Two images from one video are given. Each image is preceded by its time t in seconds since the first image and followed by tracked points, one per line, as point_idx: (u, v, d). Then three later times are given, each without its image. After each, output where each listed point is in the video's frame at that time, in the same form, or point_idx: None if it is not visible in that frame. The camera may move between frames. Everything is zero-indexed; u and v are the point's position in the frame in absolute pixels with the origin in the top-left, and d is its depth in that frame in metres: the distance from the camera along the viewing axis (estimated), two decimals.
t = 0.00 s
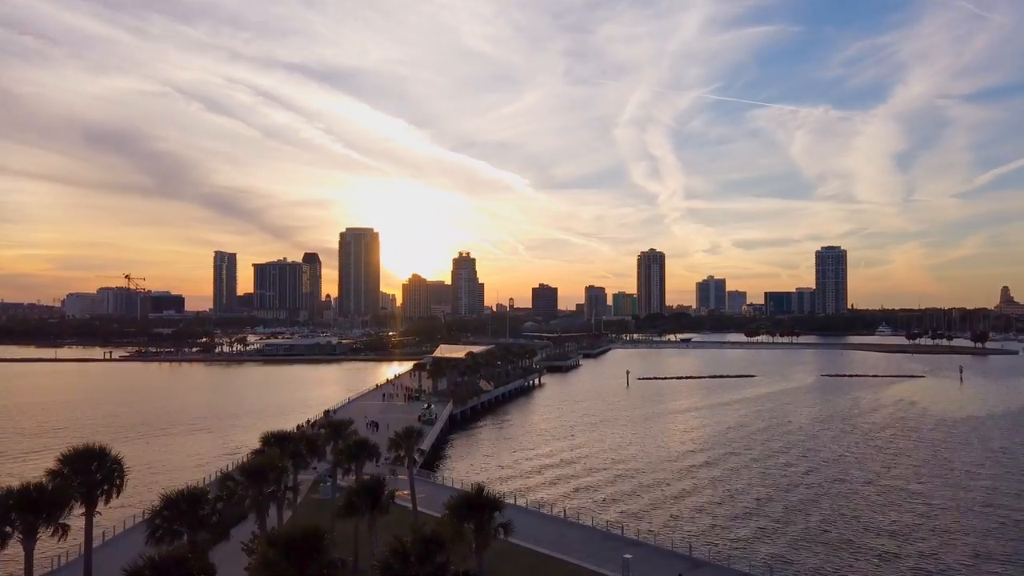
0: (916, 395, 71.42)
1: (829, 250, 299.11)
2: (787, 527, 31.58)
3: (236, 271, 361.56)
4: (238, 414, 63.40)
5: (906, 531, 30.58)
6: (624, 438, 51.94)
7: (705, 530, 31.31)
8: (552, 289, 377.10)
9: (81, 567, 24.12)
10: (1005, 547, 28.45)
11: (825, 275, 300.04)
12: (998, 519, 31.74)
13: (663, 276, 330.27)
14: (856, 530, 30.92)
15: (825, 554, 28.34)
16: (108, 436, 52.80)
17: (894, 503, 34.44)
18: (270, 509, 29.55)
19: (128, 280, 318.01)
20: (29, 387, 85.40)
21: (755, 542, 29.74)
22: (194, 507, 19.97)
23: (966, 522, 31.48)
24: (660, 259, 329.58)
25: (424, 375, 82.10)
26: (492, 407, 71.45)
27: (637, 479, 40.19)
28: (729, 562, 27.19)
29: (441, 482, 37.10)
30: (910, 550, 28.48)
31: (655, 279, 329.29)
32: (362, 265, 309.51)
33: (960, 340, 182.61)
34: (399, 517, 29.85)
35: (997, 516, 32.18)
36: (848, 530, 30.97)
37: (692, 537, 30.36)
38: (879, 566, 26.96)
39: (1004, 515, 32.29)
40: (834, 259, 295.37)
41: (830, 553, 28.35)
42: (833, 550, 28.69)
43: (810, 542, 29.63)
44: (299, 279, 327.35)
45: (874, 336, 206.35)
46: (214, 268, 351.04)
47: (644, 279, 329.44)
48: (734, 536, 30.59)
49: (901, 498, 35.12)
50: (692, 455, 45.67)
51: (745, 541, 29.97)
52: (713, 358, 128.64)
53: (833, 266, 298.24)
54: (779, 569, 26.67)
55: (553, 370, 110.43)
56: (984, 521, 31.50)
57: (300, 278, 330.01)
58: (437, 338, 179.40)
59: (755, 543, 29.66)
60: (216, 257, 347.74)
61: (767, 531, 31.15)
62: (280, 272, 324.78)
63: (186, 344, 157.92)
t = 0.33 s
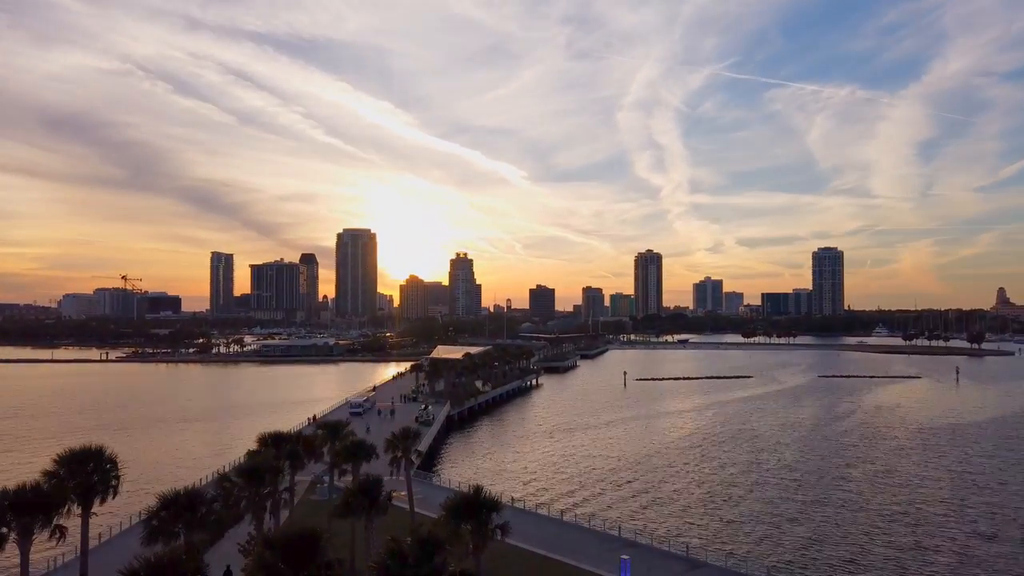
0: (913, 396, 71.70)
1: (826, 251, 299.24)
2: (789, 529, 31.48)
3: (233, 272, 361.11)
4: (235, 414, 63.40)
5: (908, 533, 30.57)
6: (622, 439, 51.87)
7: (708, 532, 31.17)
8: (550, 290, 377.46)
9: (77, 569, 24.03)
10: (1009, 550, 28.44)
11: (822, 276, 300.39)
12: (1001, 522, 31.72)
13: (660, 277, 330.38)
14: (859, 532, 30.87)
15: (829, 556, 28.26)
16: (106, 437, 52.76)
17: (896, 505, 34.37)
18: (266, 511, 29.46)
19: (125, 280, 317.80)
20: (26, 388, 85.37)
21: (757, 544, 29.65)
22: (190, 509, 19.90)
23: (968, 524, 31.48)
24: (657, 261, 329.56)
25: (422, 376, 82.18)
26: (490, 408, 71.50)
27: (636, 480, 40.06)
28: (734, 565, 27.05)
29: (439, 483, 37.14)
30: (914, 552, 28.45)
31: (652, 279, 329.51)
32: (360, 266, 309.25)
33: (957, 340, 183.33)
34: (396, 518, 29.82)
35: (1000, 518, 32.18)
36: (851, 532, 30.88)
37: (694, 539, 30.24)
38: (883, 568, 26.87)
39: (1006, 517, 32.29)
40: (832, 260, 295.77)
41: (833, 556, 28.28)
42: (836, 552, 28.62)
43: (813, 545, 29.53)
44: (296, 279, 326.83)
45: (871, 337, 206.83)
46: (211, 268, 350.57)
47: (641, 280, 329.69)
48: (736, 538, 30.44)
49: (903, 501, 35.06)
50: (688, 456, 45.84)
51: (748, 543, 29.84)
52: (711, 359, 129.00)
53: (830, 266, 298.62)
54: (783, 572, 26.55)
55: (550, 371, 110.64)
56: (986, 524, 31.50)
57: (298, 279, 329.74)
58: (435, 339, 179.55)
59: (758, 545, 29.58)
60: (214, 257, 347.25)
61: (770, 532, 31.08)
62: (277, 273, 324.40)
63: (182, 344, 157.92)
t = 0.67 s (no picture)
0: (910, 398, 71.67)
1: (823, 253, 299.41)
2: (790, 529, 31.59)
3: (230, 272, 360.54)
4: (231, 416, 62.99)
5: (907, 533, 30.78)
6: (620, 440, 51.96)
7: (708, 533, 31.24)
8: (546, 291, 377.58)
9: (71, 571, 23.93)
10: (1009, 550, 28.72)
11: (817, 277, 300.95)
12: (1001, 522, 31.96)
13: (657, 278, 330.46)
14: (857, 533, 30.96)
15: (830, 556, 28.37)
16: (99, 439, 52.33)
17: (895, 506, 34.59)
18: (262, 513, 29.34)
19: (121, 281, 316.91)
20: (19, 389, 84.78)
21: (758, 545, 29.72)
22: (187, 510, 19.85)
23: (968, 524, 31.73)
24: (654, 262, 329.50)
25: (419, 377, 82.12)
26: (487, 410, 71.25)
27: (634, 481, 40.15)
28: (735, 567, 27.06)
29: (435, 484, 37.02)
30: (914, 552, 28.60)
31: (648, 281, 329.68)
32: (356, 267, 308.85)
33: (952, 341, 183.74)
34: (393, 519, 29.82)
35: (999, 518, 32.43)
36: (851, 532, 31.02)
37: (694, 540, 30.25)
38: (884, 568, 26.99)
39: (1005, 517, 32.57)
40: (827, 261, 296.49)
41: (833, 556, 28.37)
42: (836, 553, 28.71)
43: (814, 545, 29.64)
44: (293, 280, 326.30)
45: (867, 338, 206.99)
46: (207, 268, 349.93)
47: (638, 281, 329.86)
48: (737, 539, 30.48)
49: (902, 501, 35.25)
50: (686, 457, 45.95)
51: (748, 544, 29.88)
52: (707, 360, 129.11)
53: (826, 267, 299.20)
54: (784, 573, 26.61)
55: (547, 372, 110.57)
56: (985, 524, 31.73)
57: (294, 279, 329.12)
58: (431, 340, 179.17)
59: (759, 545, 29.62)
60: (210, 258, 346.71)
61: (770, 533, 31.18)
62: (273, 273, 323.83)
63: (178, 346, 157.29)
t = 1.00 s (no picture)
0: (906, 398, 71.72)
1: (819, 253, 300.28)
2: (786, 530, 31.60)
3: (227, 273, 360.34)
4: (228, 417, 62.78)
5: (903, 534, 30.74)
6: (617, 441, 52.01)
7: (704, 533, 31.25)
8: (543, 292, 377.77)
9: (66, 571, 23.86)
10: (1008, 550, 28.70)
11: (814, 278, 301.59)
12: (998, 523, 31.91)
13: (654, 278, 331.02)
14: (854, 533, 30.98)
15: (825, 556, 28.36)
16: (97, 440, 52.12)
17: (891, 506, 34.56)
18: (259, 514, 29.29)
19: (118, 282, 316.57)
20: (14, 390, 84.34)
21: (752, 545, 29.72)
22: (183, 512, 19.78)
23: (965, 525, 31.68)
24: (651, 262, 329.98)
25: (416, 377, 82.23)
26: (484, 410, 71.15)
27: (631, 482, 40.16)
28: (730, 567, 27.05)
29: (433, 485, 36.95)
30: (909, 553, 28.58)
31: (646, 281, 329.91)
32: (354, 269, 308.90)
33: (948, 342, 184.12)
34: (390, 519, 29.82)
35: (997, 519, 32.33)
36: (847, 533, 30.99)
37: (692, 541, 30.27)
38: (878, 569, 26.97)
39: (1003, 518, 32.51)
40: (824, 262, 297.19)
41: (828, 556, 28.36)
42: (831, 554, 28.67)
43: (809, 546, 29.60)
44: (290, 280, 326.25)
45: (864, 339, 207.41)
46: (204, 269, 349.74)
47: (635, 282, 330.03)
48: (733, 539, 30.49)
49: (901, 502, 35.18)
50: (686, 457, 45.94)
51: (746, 543, 29.92)
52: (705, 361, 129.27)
53: (823, 268, 299.83)
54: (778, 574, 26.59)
55: (544, 373, 110.62)
56: (982, 525, 31.65)
57: (291, 280, 328.96)
58: (428, 341, 179.11)
59: (754, 546, 29.59)
60: (207, 258, 346.59)
61: (765, 533, 31.15)
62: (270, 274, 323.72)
63: (175, 347, 156.94)
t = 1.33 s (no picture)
0: (903, 400, 71.82)
1: (816, 254, 301.01)
2: (784, 530, 31.66)
3: (223, 274, 359.61)
4: (225, 418, 62.73)
5: (900, 535, 30.84)
6: (616, 442, 52.10)
7: (700, 534, 31.28)
8: (540, 293, 378.07)
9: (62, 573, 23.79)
10: (997, 550, 28.93)
11: (810, 280, 302.21)
12: (992, 525, 32.02)
13: (651, 279, 331.36)
14: (845, 533, 31.23)
15: (821, 557, 28.47)
16: (93, 441, 52.03)
17: (891, 508, 34.61)
18: (256, 515, 29.24)
19: (114, 283, 315.32)
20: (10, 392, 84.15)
21: (748, 546, 29.77)
22: (180, 514, 19.74)
23: (962, 527, 31.69)
24: (648, 263, 330.35)
25: (414, 379, 82.22)
26: (481, 412, 71.16)
27: (629, 483, 40.09)
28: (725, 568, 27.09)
29: (430, 486, 36.97)
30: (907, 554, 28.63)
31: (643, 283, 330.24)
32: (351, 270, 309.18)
33: (944, 343, 184.60)
34: (388, 521, 29.86)
35: (996, 521, 32.40)
36: (839, 533, 31.20)
37: (685, 540, 30.48)
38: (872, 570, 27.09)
39: (1002, 520, 32.64)
40: (821, 263, 297.84)
41: (824, 557, 28.48)
42: (825, 554, 28.82)
43: (805, 547, 29.69)
44: (286, 281, 325.74)
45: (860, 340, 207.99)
46: (200, 270, 348.92)
47: (632, 283, 330.37)
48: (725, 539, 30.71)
49: (900, 504, 35.19)
50: (681, 458, 46.14)
51: (738, 543, 30.15)
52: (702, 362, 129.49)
53: (819, 270, 300.51)
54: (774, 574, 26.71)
55: (541, 374, 110.53)
56: (981, 527, 31.74)
57: (288, 281, 328.50)
58: (425, 342, 179.06)
59: (750, 547, 29.65)
60: (203, 259, 345.78)
61: (763, 534, 31.24)
62: (267, 275, 323.12)
63: (171, 348, 156.80)
